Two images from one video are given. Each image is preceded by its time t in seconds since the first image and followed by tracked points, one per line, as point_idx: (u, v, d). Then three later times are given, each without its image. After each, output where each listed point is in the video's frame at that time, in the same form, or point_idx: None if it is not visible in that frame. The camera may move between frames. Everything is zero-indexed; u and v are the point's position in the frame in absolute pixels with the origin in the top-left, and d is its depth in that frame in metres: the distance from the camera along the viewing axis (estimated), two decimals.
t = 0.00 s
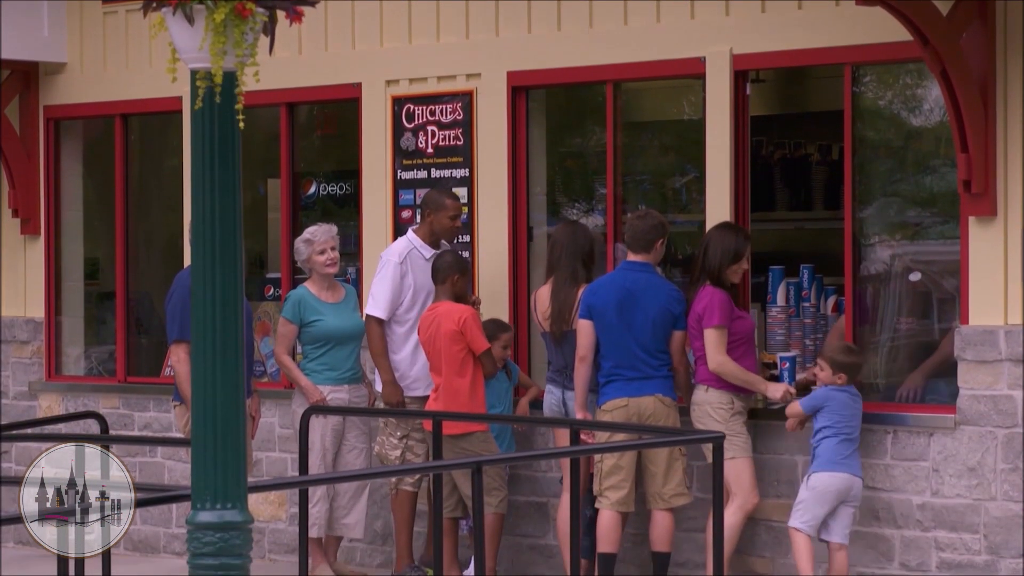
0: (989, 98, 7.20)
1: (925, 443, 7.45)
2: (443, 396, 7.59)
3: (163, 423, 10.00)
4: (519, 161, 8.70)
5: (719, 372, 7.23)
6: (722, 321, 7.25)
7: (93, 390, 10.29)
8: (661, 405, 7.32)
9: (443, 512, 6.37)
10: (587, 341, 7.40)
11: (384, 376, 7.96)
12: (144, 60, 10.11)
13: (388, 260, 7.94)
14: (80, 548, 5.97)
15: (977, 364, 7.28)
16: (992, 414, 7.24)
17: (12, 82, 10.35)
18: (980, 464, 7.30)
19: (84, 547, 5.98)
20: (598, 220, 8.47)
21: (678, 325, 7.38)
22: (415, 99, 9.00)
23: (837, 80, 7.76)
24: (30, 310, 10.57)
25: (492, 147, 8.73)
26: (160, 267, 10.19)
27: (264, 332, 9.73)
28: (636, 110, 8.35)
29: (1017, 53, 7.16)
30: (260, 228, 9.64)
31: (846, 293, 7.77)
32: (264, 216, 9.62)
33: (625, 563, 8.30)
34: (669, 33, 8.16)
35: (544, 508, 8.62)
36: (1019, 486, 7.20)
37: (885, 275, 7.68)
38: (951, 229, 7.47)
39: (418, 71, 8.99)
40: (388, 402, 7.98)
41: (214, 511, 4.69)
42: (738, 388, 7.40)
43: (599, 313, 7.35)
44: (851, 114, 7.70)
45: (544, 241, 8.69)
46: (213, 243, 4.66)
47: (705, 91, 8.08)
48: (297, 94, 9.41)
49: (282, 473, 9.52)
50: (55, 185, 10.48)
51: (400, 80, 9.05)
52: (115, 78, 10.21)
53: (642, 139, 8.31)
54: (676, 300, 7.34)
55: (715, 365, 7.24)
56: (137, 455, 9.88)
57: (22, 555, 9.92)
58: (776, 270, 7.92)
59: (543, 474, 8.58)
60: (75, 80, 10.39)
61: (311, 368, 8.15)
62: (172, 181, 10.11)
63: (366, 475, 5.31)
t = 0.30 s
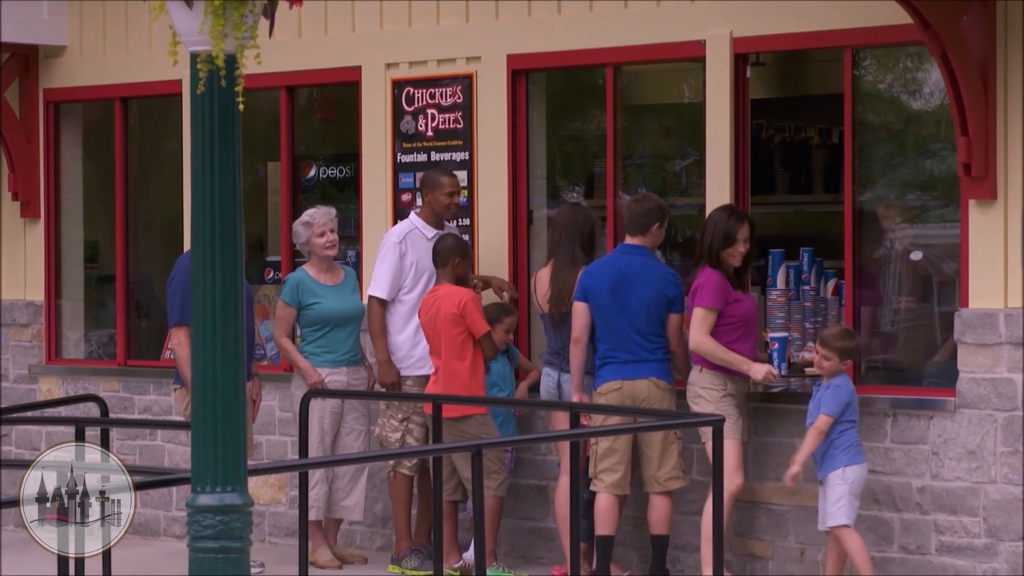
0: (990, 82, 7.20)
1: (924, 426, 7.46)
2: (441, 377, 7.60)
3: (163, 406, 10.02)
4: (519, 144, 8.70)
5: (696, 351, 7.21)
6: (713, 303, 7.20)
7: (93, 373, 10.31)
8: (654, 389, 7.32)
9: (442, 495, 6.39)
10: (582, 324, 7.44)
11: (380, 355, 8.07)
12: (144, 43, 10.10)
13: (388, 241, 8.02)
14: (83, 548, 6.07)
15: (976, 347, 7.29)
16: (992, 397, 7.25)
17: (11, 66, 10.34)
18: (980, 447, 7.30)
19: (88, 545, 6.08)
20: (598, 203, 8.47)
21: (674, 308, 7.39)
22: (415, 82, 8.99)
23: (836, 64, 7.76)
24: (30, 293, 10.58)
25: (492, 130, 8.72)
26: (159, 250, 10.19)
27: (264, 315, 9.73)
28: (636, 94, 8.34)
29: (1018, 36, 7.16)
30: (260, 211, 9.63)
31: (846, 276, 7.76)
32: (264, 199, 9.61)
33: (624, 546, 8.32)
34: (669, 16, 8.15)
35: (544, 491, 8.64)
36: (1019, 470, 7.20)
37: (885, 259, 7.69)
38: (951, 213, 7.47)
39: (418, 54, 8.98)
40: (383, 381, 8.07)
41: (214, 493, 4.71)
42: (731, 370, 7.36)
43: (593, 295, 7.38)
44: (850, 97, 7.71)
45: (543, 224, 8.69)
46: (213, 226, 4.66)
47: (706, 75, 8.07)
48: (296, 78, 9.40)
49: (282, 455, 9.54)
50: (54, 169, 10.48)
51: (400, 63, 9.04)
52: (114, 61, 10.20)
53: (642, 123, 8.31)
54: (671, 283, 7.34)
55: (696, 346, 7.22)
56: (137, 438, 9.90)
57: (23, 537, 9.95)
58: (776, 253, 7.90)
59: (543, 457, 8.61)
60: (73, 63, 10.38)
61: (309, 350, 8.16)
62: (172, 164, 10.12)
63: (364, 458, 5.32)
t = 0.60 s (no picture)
0: (990, 66, 7.19)
1: (924, 410, 7.47)
2: (441, 362, 7.61)
3: (163, 391, 10.04)
4: (519, 128, 8.69)
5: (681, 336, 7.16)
6: (704, 290, 7.15)
7: (94, 358, 10.31)
8: (648, 376, 7.32)
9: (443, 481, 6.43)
10: (581, 307, 7.49)
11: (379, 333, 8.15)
12: (144, 27, 10.09)
13: (394, 222, 8.07)
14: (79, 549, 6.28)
15: (976, 331, 7.29)
16: (991, 381, 7.25)
17: (10, 50, 10.33)
18: (980, 432, 7.31)
19: (84, 548, 6.30)
20: (599, 188, 8.47)
21: (672, 294, 7.37)
22: (415, 66, 8.98)
23: (837, 48, 7.75)
24: (30, 277, 10.58)
25: (492, 115, 8.72)
26: (159, 235, 10.19)
27: (264, 300, 9.73)
28: (636, 78, 8.34)
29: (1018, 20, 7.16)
30: (260, 196, 9.62)
31: (846, 261, 7.77)
32: (264, 183, 9.61)
33: (624, 531, 8.34)
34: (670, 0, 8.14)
35: (544, 476, 8.65)
36: (1019, 454, 7.21)
37: (886, 244, 7.69)
38: (951, 198, 7.47)
39: (418, 39, 8.97)
40: (382, 358, 8.10)
41: (215, 478, 4.72)
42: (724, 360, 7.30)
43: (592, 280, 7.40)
44: (850, 82, 7.70)
45: (544, 209, 8.69)
46: (213, 212, 4.67)
47: (706, 59, 8.07)
48: (297, 62, 9.39)
49: (283, 440, 9.55)
50: (54, 153, 10.47)
51: (400, 47, 9.03)
52: (114, 45, 10.19)
53: (642, 107, 8.31)
54: (669, 268, 7.33)
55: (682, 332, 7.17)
56: (137, 422, 9.91)
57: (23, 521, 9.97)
58: (776, 237, 7.91)
59: (543, 442, 8.62)
60: (73, 47, 10.37)
61: (306, 335, 8.17)
62: (171, 149, 10.11)
63: (362, 443, 5.36)
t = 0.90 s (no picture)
0: (989, 53, 7.19)
1: (924, 397, 7.47)
2: (438, 348, 7.64)
3: (163, 377, 10.04)
4: (519, 115, 8.68)
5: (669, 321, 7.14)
6: (691, 276, 7.15)
7: (93, 344, 10.32)
8: (619, 365, 7.38)
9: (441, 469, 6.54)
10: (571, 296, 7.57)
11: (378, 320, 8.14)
12: (143, 14, 10.09)
13: (393, 209, 8.09)
14: (77, 548, 6.20)
15: (976, 318, 7.30)
16: (991, 368, 7.26)
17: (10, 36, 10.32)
18: (980, 418, 7.31)
19: (84, 548, 6.19)
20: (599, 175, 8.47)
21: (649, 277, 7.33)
22: (415, 53, 8.98)
23: (837, 35, 7.75)
24: (30, 264, 10.59)
25: (492, 102, 8.71)
26: (159, 221, 10.20)
27: (264, 286, 9.74)
28: (636, 65, 8.33)
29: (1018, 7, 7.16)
30: (260, 183, 9.62)
31: (846, 248, 7.77)
32: (265, 169, 9.61)
33: (624, 517, 8.35)
34: None
35: (544, 462, 8.66)
36: (1019, 440, 7.22)
37: (885, 231, 7.69)
38: (951, 184, 7.47)
39: (418, 25, 8.96)
40: (382, 346, 8.09)
41: (214, 464, 4.80)
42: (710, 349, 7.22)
43: (577, 268, 7.49)
44: (850, 69, 7.70)
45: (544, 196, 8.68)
46: (212, 200, 4.74)
47: (706, 46, 8.06)
48: (296, 49, 9.39)
49: (283, 427, 9.56)
50: (54, 139, 10.47)
51: (400, 34, 9.03)
52: (114, 31, 10.19)
53: (642, 94, 8.30)
54: (644, 252, 7.32)
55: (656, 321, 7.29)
56: (137, 409, 9.92)
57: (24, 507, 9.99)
58: (776, 224, 7.92)
59: (543, 429, 8.63)
60: (72, 33, 10.36)
61: (305, 323, 8.17)
62: (171, 135, 10.11)
63: (362, 429, 5.42)
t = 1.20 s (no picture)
0: (990, 42, 7.19)
1: (924, 385, 7.47)
2: (438, 338, 7.66)
3: (163, 366, 10.06)
4: (519, 104, 8.68)
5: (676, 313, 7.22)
6: (698, 269, 7.20)
7: (93, 333, 10.33)
8: (611, 354, 7.40)
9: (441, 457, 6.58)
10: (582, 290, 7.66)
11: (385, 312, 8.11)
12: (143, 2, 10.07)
13: (387, 201, 8.08)
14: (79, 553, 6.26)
15: (976, 307, 7.30)
16: (991, 356, 7.26)
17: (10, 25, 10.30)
18: (980, 407, 7.32)
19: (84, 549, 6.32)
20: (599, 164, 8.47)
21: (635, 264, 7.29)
22: (415, 42, 8.97)
23: (837, 24, 7.75)
24: (30, 253, 10.59)
25: (492, 91, 8.71)
26: (159, 210, 10.20)
27: (264, 276, 9.74)
28: (636, 54, 8.33)
29: None
30: (260, 171, 9.61)
31: (846, 237, 7.76)
32: (265, 158, 9.60)
33: (624, 505, 8.37)
34: None
35: (544, 451, 8.67)
36: (1019, 429, 7.22)
37: (885, 220, 7.69)
38: (951, 173, 7.46)
39: (418, 14, 8.96)
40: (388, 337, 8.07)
41: (214, 453, 4.81)
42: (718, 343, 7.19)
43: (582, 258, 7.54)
44: (851, 58, 7.69)
45: (544, 184, 8.68)
46: (212, 187, 4.74)
47: (706, 35, 8.06)
48: (295, 38, 9.37)
49: (282, 416, 9.56)
50: (53, 127, 10.46)
51: (400, 22, 9.01)
52: (114, 19, 10.17)
53: (642, 83, 8.30)
54: (637, 241, 7.27)
55: (637, 306, 7.26)
56: (137, 398, 9.93)
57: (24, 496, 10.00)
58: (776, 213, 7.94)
59: (543, 418, 8.64)
60: (72, 21, 10.35)
61: (305, 311, 8.18)
62: (171, 124, 10.11)
63: (361, 418, 5.43)
